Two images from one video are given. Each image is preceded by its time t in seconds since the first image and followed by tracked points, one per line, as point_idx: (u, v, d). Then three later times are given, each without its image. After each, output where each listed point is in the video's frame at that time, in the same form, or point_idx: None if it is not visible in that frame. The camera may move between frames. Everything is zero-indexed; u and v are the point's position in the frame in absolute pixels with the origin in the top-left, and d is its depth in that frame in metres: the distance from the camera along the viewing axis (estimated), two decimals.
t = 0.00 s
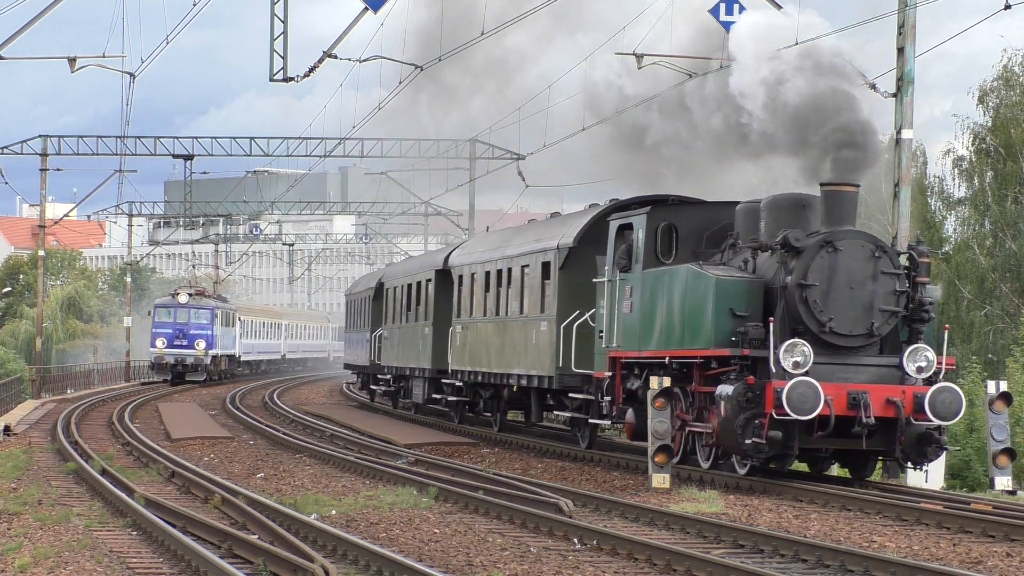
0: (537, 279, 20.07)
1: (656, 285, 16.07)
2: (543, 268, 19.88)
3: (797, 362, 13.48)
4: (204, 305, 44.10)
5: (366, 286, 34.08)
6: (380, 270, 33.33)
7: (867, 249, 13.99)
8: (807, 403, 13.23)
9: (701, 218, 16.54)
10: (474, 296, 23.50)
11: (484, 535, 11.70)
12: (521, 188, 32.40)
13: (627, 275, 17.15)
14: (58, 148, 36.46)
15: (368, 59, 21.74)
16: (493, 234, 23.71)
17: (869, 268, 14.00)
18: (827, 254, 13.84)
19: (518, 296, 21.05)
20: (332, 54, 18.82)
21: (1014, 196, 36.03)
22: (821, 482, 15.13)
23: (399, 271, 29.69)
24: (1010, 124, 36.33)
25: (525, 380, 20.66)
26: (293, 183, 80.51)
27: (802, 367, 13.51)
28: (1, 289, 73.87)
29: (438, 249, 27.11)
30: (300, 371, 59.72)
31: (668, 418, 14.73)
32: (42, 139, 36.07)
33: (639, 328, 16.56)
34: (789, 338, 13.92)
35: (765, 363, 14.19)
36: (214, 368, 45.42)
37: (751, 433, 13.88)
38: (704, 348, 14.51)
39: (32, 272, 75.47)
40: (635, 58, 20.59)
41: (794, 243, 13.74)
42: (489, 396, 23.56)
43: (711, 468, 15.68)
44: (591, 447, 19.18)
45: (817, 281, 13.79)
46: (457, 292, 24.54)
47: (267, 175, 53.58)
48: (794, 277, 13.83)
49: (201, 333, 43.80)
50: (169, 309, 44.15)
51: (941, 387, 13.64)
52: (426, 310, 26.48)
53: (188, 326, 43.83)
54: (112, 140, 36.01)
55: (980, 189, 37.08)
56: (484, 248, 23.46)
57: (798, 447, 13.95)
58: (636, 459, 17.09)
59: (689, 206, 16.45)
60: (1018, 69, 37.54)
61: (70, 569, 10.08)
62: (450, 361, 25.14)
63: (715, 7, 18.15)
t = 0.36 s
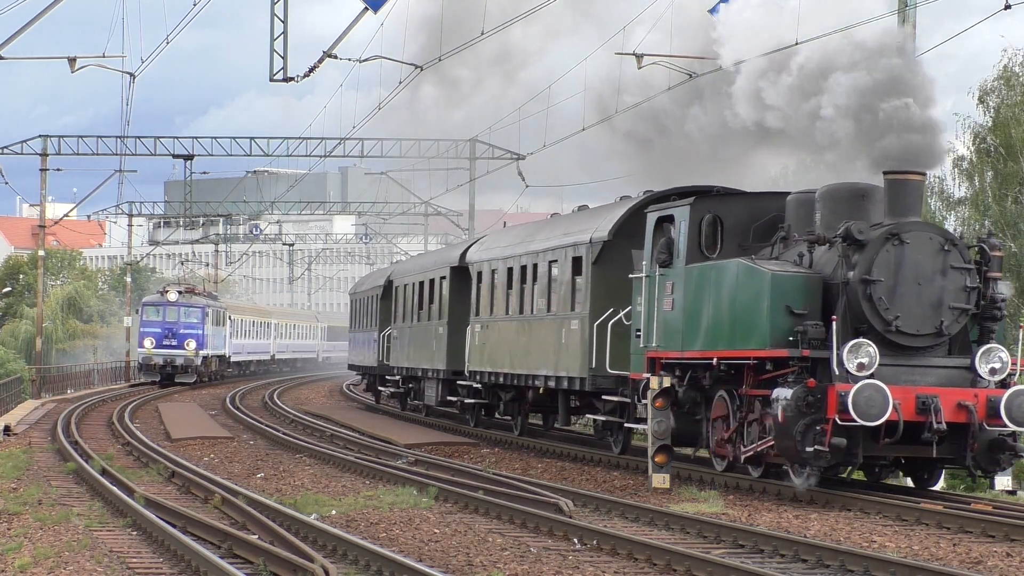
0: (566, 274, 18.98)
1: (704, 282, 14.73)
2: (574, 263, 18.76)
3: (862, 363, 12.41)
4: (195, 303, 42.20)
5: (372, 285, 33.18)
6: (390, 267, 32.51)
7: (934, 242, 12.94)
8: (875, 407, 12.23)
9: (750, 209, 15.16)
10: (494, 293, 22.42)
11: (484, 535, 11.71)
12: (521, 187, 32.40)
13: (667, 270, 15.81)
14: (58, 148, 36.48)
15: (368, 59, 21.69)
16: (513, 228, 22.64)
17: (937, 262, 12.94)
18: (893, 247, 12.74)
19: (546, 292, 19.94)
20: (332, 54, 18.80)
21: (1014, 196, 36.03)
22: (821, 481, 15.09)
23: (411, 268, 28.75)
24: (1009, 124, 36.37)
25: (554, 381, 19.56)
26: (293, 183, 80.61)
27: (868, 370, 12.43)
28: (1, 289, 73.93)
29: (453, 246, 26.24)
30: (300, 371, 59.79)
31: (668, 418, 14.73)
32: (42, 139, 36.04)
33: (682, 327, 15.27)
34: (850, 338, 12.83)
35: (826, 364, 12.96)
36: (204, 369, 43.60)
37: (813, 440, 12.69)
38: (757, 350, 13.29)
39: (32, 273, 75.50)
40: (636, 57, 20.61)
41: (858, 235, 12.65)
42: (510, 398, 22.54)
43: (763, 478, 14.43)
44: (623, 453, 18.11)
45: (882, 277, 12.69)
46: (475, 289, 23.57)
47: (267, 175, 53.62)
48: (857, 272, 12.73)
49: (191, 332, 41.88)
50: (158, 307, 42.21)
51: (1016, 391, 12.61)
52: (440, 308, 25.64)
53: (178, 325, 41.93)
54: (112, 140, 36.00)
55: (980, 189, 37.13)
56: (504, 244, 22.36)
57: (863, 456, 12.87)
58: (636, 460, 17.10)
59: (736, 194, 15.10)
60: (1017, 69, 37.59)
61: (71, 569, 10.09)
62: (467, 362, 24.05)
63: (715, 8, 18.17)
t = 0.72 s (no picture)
0: (600, 270, 18.15)
1: (761, 278, 13.98)
2: (609, 258, 17.93)
3: (936, 367, 11.73)
4: (185, 300, 40.18)
5: (380, 284, 32.31)
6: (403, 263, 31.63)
7: (1012, 234, 12.21)
8: (953, 412, 11.52)
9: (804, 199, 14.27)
10: (519, 291, 21.58)
11: (484, 535, 11.71)
12: (522, 187, 32.38)
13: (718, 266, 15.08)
14: (58, 148, 36.47)
15: (369, 59, 21.70)
16: (540, 223, 21.79)
17: (1017, 256, 12.20)
18: (968, 240, 12.02)
19: (576, 290, 19.13)
20: (332, 54, 18.80)
21: (1015, 196, 36.01)
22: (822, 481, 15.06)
23: (426, 265, 27.90)
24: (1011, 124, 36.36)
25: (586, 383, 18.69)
26: (293, 183, 80.63)
27: (943, 373, 11.74)
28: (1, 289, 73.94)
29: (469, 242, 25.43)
30: (300, 370, 59.79)
31: (668, 418, 14.74)
32: (41, 140, 36.00)
33: (733, 326, 14.55)
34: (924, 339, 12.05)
35: (898, 366, 12.18)
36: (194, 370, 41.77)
37: (884, 447, 11.95)
38: (824, 351, 12.54)
39: (32, 273, 75.50)
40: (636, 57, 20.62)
41: (931, 228, 11.91)
42: (532, 400, 21.65)
43: (819, 487, 13.45)
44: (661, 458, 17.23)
45: (958, 272, 11.95)
46: (496, 288, 22.84)
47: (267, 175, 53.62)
48: (932, 267, 11.97)
49: (182, 331, 39.86)
50: (146, 304, 40.10)
51: None
52: (456, 307, 24.91)
53: (168, 323, 39.90)
54: (112, 140, 35.98)
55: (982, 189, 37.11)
56: (530, 239, 21.51)
57: (937, 466, 12.05)
58: (636, 459, 17.12)
59: (789, 184, 14.28)
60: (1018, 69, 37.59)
61: (70, 569, 10.09)
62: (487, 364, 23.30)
63: (715, 8, 18.19)
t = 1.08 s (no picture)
0: (639, 265, 16.99)
1: (824, 273, 13.07)
2: (649, 252, 16.79)
3: None
4: (175, 298, 38.29)
5: (387, 282, 31.00)
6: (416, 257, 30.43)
7: None
8: None
9: (865, 191, 13.46)
10: (546, 287, 20.41)
11: (484, 535, 11.68)
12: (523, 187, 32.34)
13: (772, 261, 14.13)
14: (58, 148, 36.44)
15: (370, 59, 21.69)
16: (567, 216, 20.61)
17: None
18: None
19: (609, 286, 17.98)
20: (332, 54, 18.81)
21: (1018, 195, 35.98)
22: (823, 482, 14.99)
23: (440, 262, 26.70)
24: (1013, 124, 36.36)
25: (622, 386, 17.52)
26: (293, 182, 80.62)
27: None
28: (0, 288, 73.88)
29: (487, 237, 24.29)
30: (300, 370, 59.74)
31: (668, 418, 14.73)
32: (41, 140, 35.96)
33: (792, 326, 13.57)
34: (1012, 339, 11.05)
35: (981, 369, 11.30)
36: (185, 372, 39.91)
37: (969, 458, 11.05)
38: (900, 352, 11.64)
39: (32, 272, 75.49)
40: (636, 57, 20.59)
41: (1018, 217, 10.93)
42: (559, 402, 20.54)
43: (888, 499, 12.45)
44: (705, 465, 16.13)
45: None
46: (519, 284, 21.67)
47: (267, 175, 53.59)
48: (1018, 260, 11.05)
49: (172, 330, 37.88)
50: (133, 302, 38.08)
51: None
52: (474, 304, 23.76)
53: (157, 322, 37.94)
54: (111, 139, 35.94)
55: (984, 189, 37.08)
56: (557, 233, 20.32)
57: None
58: (635, 459, 17.10)
59: (850, 173, 13.47)
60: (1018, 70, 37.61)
61: (70, 569, 10.08)
62: (508, 365, 22.20)
63: (716, 8, 18.19)
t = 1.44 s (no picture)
0: (684, 259, 15.79)
1: (895, 266, 11.80)
2: (696, 246, 15.57)
3: None
4: (166, 295, 36.69)
5: (395, 281, 29.81)
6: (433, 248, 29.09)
7: None
8: None
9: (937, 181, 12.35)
10: (576, 283, 19.09)
11: (484, 535, 11.67)
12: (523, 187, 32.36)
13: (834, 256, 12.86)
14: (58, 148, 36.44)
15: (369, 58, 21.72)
16: (597, 209, 19.35)
17: None
18: None
19: (650, 281, 16.75)
20: (332, 53, 19.06)
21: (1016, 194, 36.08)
22: (822, 482, 14.95)
23: (454, 259, 25.42)
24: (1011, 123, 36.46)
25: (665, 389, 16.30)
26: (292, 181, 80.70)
27: None
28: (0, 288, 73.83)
29: (508, 232, 23.00)
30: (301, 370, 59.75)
31: (668, 418, 14.72)
32: (41, 139, 35.97)
33: (858, 326, 12.28)
34: None
35: None
36: (175, 372, 38.29)
37: None
38: (988, 352, 10.32)
39: (32, 272, 75.50)
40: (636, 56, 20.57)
41: None
42: (590, 404, 19.27)
43: (971, 512, 11.33)
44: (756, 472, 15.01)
45: None
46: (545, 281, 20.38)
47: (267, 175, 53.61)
48: None
49: (163, 329, 36.33)
50: (122, 300, 36.50)
51: None
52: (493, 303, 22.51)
53: (147, 320, 36.36)
54: (111, 139, 35.91)
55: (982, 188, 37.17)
56: (589, 226, 19.04)
57: None
58: (636, 459, 17.09)
59: (919, 160, 12.36)
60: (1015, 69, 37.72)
61: (70, 569, 10.06)
62: (534, 365, 20.97)
63: (715, 7, 18.19)
